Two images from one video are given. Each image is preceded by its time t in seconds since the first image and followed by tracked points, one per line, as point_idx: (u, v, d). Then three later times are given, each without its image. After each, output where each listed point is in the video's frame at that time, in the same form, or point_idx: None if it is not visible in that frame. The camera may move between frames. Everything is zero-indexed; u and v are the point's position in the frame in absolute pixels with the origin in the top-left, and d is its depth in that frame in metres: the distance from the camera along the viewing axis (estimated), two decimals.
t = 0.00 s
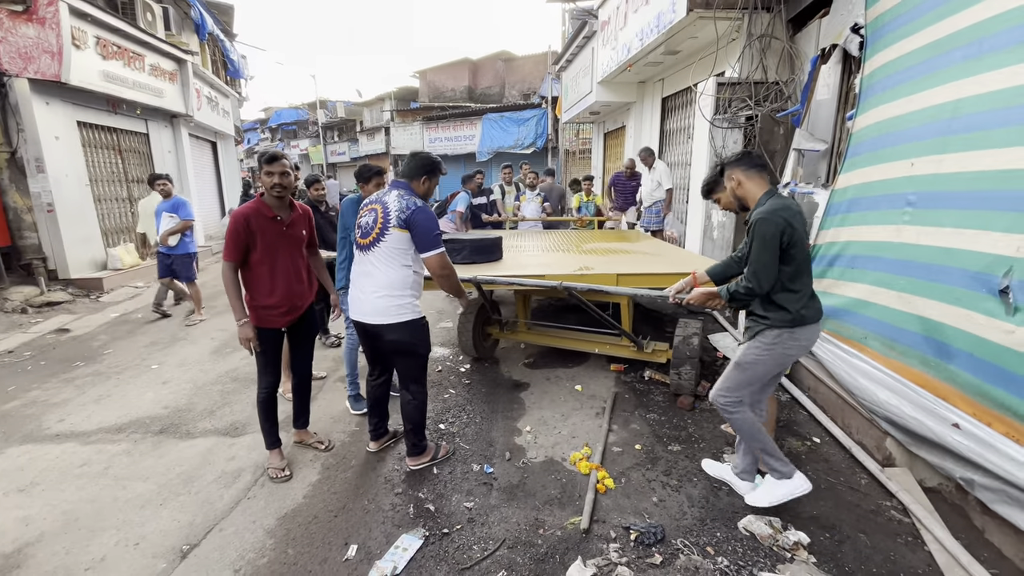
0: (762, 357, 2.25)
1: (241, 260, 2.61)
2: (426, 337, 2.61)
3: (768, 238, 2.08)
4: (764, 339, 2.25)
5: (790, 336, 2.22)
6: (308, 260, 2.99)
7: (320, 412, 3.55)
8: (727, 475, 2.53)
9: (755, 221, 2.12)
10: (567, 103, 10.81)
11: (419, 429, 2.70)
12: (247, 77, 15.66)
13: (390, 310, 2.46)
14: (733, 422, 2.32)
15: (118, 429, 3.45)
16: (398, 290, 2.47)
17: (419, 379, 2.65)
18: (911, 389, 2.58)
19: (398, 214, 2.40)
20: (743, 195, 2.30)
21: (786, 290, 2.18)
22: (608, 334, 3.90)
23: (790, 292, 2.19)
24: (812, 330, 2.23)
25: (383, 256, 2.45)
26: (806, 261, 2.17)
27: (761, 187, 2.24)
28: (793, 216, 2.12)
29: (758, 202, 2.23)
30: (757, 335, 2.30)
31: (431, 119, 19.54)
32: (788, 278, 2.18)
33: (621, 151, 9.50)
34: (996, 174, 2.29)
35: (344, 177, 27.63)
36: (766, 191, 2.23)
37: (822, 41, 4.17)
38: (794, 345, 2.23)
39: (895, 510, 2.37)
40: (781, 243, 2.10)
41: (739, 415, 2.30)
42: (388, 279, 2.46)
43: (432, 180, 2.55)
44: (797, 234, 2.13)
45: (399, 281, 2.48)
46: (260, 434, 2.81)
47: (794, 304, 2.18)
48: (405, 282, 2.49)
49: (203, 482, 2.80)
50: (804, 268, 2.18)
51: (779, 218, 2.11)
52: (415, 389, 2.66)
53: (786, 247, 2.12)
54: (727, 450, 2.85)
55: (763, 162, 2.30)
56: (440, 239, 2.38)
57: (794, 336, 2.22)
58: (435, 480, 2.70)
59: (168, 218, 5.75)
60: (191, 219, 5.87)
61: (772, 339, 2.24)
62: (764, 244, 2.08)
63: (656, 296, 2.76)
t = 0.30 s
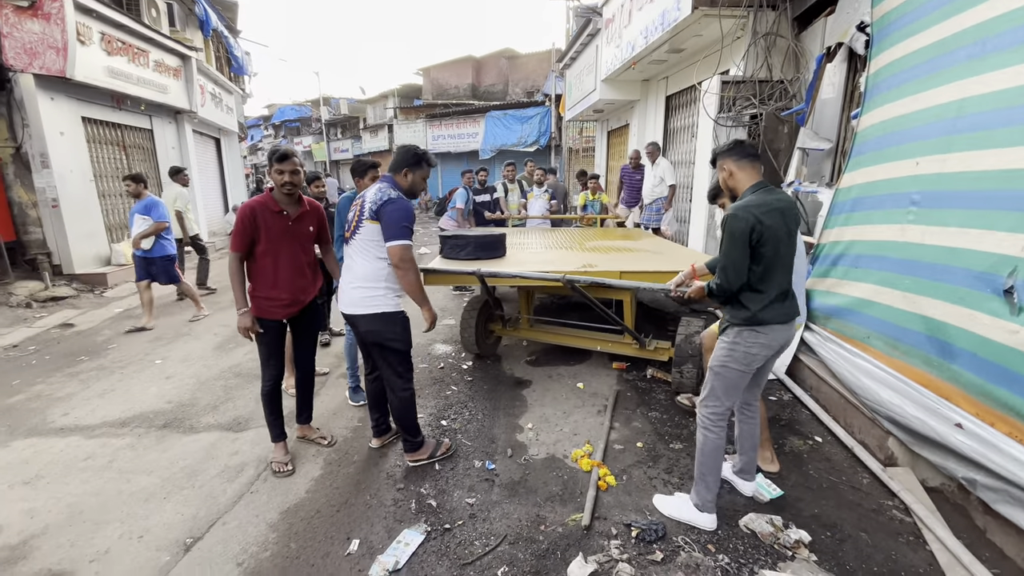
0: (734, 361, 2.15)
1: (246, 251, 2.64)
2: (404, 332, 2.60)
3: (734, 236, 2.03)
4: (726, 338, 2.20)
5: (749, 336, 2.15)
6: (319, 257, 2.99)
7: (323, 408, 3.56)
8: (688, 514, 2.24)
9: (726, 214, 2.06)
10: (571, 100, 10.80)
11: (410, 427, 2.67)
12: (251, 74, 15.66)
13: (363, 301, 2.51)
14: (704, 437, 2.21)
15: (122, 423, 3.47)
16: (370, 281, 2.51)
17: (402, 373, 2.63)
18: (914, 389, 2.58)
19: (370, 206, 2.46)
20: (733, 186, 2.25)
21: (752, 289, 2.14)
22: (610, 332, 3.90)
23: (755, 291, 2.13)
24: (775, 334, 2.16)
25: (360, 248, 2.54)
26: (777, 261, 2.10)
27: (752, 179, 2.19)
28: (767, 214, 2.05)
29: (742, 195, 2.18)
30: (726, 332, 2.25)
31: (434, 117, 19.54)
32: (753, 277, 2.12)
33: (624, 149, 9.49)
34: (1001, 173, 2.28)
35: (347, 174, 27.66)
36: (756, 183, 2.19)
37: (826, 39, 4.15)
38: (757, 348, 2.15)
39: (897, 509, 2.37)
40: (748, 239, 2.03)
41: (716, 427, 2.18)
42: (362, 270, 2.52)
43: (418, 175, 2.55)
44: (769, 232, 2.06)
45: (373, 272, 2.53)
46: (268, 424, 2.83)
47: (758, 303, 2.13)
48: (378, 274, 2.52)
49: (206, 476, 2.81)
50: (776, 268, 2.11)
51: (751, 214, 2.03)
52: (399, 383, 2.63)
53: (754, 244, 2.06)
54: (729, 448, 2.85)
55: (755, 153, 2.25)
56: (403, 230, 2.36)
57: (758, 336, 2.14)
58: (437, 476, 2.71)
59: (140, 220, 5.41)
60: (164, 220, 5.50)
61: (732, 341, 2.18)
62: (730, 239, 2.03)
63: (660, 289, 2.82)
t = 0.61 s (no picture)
0: (729, 365, 2.14)
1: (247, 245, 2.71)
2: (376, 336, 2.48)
3: (710, 239, 2.05)
4: (719, 340, 2.19)
5: (739, 338, 2.12)
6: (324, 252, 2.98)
7: (331, 402, 3.58)
8: (694, 513, 2.24)
9: (705, 217, 2.06)
10: (580, 98, 10.77)
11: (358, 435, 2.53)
12: (261, 69, 15.72)
13: (341, 297, 2.49)
14: (707, 444, 2.20)
15: (134, 414, 3.52)
16: (348, 276, 2.49)
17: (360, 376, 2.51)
18: (925, 391, 2.56)
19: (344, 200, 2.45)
20: (726, 183, 2.22)
21: (737, 290, 2.12)
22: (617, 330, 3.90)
23: (742, 293, 2.10)
24: (766, 338, 2.10)
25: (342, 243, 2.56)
26: (763, 263, 2.05)
27: (743, 176, 2.16)
28: (746, 216, 2.01)
29: (731, 194, 2.15)
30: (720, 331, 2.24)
31: (442, 113, 19.55)
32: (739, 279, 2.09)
33: (633, 147, 9.45)
34: (1018, 174, 2.25)
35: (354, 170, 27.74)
36: (747, 179, 2.15)
37: (841, 37, 4.11)
38: (750, 351, 2.10)
39: (907, 511, 2.36)
40: (727, 242, 2.02)
41: (719, 433, 2.17)
42: (343, 265, 2.52)
43: (395, 164, 2.44)
44: (752, 234, 2.01)
45: (351, 268, 2.50)
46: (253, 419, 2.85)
47: (742, 305, 2.10)
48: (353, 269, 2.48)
49: (217, 467, 2.85)
50: (762, 270, 2.06)
51: (727, 218, 2.01)
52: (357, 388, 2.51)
53: (736, 246, 2.04)
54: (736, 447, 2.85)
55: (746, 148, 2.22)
56: (361, 223, 2.28)
57: (746, 339, 2.11)
58: (445, 471, 2.72)
59: (112, 213, 5.25)
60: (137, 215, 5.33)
61: (723, 343, 2.16)
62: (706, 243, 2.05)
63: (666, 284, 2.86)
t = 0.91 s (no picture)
0: (741, 366, 2.12)
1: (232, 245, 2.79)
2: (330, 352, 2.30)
3: (721, 238, 2.02)
4: (730, 341, 2.16)
5: (750, 339, 2.09)
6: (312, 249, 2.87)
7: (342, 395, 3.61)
8: (705, 512, 2.24)
9: (715, 217, 2.04)
10: (591, 95, 10.74)
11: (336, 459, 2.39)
12: (274, 63, 15.81)
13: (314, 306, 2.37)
14: (719, 444, 2.19)
15: (150, 403, 3.58)
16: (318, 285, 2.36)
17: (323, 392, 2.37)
18: (941, 394, 2.53)
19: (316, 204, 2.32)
20: (733, 182, 2.18)
21: (748, 289, 2.09)
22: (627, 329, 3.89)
23: (754, 293, 2.07)
24: (777, 337, 2.07)
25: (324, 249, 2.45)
26: (774, 262, 2.02)
27: (749, 175, 2.15)
28: (759, 214, 1.98)
29: (738, 194, 2.13)
30: (729, 331, 2.21)
31: (453, 109, 19.57)
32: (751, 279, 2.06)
33: (644, 144, 9.41)
34: None
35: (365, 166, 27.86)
36: (754, 178, 2.13)
37: (861, 35, 4.06)
38: (762, 351, 2.08)
39: (921, 515, 2.34)
40: (740, 241, 1.99)
41: (732, 434, 2.16)
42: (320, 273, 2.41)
43: (363, 164, 2.21)
44: (764, 233, 1.98)
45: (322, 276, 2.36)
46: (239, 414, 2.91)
47: (754, 304, 2.07)
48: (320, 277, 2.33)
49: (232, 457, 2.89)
50: (773, 269, 2.04)
51: (739, 217, 1.99)
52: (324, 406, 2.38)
53: (748, 245, 2.00)
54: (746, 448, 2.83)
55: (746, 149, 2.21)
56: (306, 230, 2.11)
57: (757, 339, 2.08)
58: (455, 465, 2.74)
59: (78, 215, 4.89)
60: (102, 217, 4.91)
61: (734, 344, 2.13)
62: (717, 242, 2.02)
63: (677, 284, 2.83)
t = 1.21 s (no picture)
0: (748, 369, 2.09)
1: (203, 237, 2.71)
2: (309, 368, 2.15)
3: (730, 237, 1.98)
4: (738, 344, 2.12)
5: (759, 341, 2.05)
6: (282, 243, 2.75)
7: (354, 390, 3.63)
8: (718, 513, 2.22)
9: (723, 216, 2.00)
10: (604, 92, 10.68)
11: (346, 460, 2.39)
12: (287, 59, 15.89)
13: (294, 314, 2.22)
14: (728, 445, 2.18)
15: (166, 394, 3.62)
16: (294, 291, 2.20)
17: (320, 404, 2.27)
18: (962, 399, 2.48)
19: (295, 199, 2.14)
20: (738, 182, 2.14)
21: (757, 290, 2.05)
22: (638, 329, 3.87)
23: (762, 295, 2.04)
24: (786, 339, 2.04)
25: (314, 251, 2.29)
26: (783, 261, 2.00)
27: (755, 174, 2.12)
28: (767, 211, 1.95)
29: (742, 193, 2.10)
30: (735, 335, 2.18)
31: (465, 106, 19.58)
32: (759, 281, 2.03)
33: (657, 142, 9.35)
34: None
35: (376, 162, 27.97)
36: (759, 177, 2.11)
37: (883, 32, 4.00)
38: (773, 353, 2.05)
39: (940, 521, 2.30)
40: (749, 240, 1.96)
41: (740, 436, 2.14)
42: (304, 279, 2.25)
43: (326, 150, 1.95)
44: (773, 231, 1.95)
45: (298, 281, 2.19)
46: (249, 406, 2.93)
47: (762, 306, 2.03)
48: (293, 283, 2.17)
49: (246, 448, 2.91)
50: (781, 268, 2.01)
51: (748, 214, 1.95)
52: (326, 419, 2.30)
53: (757, 244, 1.97)
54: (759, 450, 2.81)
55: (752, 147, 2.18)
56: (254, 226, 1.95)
57: (765, 341, 2.05)
58: (466, 461, 2.74)
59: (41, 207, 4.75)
60: (59, 208, 4.71)
61: (743, 346, 2.10)
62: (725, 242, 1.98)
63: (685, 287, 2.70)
